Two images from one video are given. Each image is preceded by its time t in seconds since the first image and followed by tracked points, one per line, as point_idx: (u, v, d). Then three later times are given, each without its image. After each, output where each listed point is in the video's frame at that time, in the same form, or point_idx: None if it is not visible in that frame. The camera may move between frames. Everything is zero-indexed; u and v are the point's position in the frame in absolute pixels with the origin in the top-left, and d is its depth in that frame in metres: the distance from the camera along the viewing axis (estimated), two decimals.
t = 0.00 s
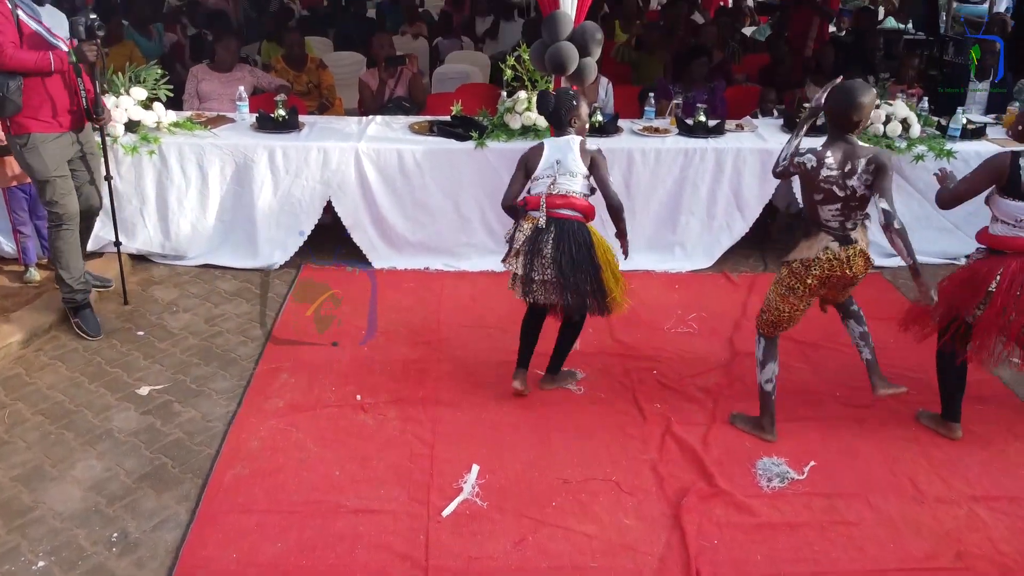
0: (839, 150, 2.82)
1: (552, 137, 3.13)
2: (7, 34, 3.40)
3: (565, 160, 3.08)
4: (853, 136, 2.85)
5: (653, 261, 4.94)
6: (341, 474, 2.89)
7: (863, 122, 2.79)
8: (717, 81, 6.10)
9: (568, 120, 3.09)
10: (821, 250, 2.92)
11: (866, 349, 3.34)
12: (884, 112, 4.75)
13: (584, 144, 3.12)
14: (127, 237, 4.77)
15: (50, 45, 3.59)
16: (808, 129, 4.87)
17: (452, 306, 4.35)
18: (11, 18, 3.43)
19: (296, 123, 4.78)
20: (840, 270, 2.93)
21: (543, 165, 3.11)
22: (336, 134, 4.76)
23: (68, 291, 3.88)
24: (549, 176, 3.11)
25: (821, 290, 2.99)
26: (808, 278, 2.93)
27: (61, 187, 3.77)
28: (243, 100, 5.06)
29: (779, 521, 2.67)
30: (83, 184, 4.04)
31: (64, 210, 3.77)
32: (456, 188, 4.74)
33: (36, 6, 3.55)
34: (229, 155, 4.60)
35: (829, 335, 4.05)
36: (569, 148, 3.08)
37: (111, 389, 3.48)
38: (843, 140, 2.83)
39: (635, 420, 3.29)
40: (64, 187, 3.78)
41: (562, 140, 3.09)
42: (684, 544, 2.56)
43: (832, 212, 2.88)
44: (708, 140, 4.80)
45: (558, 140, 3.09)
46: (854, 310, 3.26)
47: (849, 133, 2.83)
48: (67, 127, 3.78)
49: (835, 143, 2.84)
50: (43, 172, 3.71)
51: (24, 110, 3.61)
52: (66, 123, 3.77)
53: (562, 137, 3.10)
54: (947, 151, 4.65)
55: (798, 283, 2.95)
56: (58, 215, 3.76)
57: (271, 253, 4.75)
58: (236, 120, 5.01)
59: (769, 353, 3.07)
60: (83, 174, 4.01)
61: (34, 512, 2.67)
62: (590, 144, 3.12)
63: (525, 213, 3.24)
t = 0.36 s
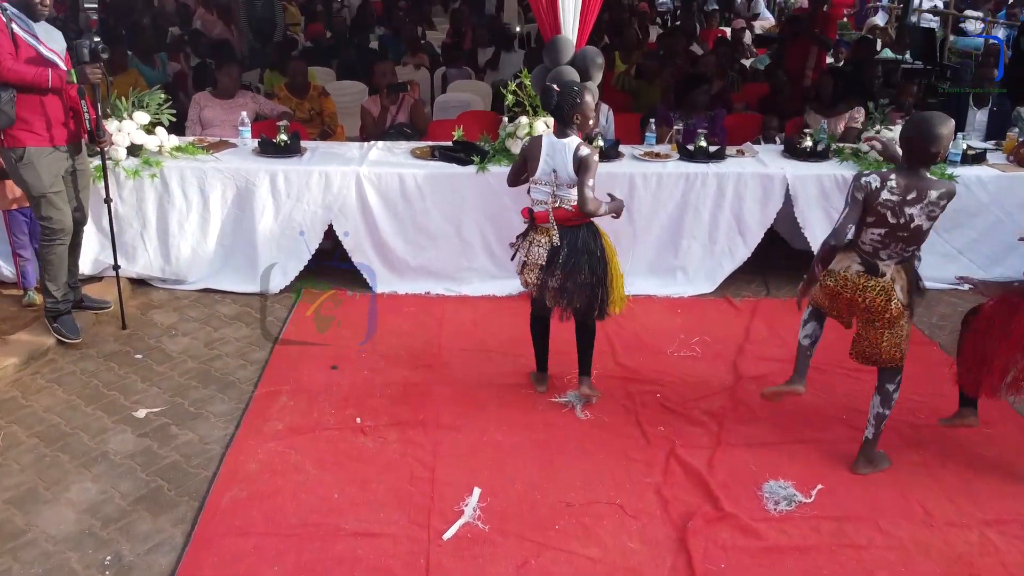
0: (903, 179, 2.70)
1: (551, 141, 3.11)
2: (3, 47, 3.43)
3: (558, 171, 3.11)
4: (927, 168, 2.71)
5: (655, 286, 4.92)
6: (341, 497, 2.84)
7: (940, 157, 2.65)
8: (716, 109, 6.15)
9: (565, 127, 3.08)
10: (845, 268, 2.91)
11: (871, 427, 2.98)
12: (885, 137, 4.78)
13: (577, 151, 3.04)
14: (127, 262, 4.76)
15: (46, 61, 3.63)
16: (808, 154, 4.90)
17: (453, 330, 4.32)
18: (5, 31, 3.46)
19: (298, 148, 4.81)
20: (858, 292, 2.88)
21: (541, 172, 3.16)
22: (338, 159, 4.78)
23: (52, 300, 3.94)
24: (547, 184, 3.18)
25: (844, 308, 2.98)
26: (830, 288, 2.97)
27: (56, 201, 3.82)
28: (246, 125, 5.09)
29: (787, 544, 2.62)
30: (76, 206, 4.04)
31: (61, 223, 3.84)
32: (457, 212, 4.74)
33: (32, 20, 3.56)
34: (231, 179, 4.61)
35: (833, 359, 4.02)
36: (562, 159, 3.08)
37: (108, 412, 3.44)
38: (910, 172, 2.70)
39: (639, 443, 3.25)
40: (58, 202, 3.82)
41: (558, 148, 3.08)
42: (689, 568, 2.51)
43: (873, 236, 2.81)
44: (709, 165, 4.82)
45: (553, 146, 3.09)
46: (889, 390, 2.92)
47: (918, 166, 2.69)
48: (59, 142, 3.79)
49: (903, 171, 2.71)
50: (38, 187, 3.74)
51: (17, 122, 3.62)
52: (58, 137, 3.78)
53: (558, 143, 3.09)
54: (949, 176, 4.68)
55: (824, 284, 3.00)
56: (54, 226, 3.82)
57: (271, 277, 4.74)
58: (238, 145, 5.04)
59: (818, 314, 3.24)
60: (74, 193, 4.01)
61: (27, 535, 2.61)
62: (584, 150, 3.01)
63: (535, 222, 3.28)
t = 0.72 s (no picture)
0: (915, 182, 2.79)
1: (575, 164, 3.31)
2: (7, 69, 3.49)
3: (582, 195, 3.30)
4: (934, 170, 2.81)
5: (656, 312, 4.90)
6: (339, 522, 2.79)
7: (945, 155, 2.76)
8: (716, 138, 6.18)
9: (589, 152, 3.28)
10: (889, 284, 2.90)
11: (934, 375, 3.41)
12: (884, 163, 4.80)
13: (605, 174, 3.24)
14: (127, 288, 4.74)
15: (48, 86, 3.66)
16: (808, 181, 4.92)
17: (454, 355, 4.29)
18: (8, 54, 3.51)
19: (299, 174, 4.83)
20: (908, 302, 2.90)
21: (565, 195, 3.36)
22: (340, 185, 4.80)
23: (47, 326, 3.92)
24: (569, 206, 3.38)
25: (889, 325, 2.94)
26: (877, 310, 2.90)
27: (47, 227, 3.81)
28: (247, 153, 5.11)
29: (794, 570, 2.57)
30: (72, 231, 4.06)
31: (51, 247, 3.84)
32: (458, 238, 4.74)
33: (34, 45, 3.61)
34: (232, 204, 4.62)
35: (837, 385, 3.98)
36: (588, 185, 3.28)
37: (103, 436, 3.39)
38: (922, 175, 2.79)
39: (642, 469, 3.20)
40: (49, 228, 3.81)
41: (583, 173, 3.28)
42: None
43: (902, 247, 2.84)
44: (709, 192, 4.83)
45: (579, 170, 3.29)
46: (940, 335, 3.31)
47: (927, 167, 2.80)
48: (60, 165, 3.81)
49: (914, 176, 2.81)
50: (33, 211, 3.74)
51: (18, 145, 3.64)
52: (60, 160, 3.80)
53: (582, 168, 3.29)
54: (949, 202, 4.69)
55: (871, 313, 2.90)
56: (44, 250, 3.82)
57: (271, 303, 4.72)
58: (239, 172, 5.06)
59: (842, 400, 2.97)
60: (71, 217, 4.03)
61: (18, 560, 2.56)
62: (614, 173, 3.22)
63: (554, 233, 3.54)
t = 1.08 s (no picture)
0: (988, 214, 2.74)
1: (588, 182, 3.32)
2: (12, 92, 3.48)
3: (595, 214, 3.31)
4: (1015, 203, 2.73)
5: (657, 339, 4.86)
6: (335, 547, 2.75)
7: None
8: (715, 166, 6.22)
9: (601, 171, 3.28)
10: (935, 301, 2.95)
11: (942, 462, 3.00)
12: (884, 189, 4.82)
13: (609, 194, 3.22)
14: (125, 313, 4.72)
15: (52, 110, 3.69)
16: (808, 207, 4.93)
17: (454, 380, 4.26)
18: (13, 77, 3.51)
19: (300, 200, 4.84)
20: (945, 325, 2.90)
21: (580, 213, 3.38)
22: (339, 211, 4.81)
23: (43, 348, 3.90)
24: (586, 224, 3.39)
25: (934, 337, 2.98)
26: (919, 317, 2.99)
27: (46, 249, 3.81)
28: (248, 179, 5.13)
29: None
30: (69, 254, 4.05)
31: (49, 269, 3.84)
32: (457, 264, 4.73)
33: (39, 70, 3.67)
34: (232, 229, 4.62)
35: (840, 410, 3.94)
36: (598, 203, 3.27)
37: (98, 461, 3.34)
38: (998, 208, 2.74)
39: (644, 493, 3.15)
40: (49, 250, 3.82)
41: (594, 192, 3.29)
42: None
43: (961, 273, 2.85)
44: (709, 218, 4.85)
45: (591, 189, 3.31)
46: (963, 426, 2.92)
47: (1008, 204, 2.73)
48: (61, 188, 3.83)
49: (991, 208, 2.75)
50: (32, 233, 3.74)
51: (20, 168, 3.64)
52: (62, 183, 3.83)
53: (594, 185, 3.30)
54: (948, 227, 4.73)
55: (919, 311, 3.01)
56: (42, 271, 3.82)
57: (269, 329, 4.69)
58: (239, 198, 5.08)
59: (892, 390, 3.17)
60: (69, 240, 4.02)
61: None
62: (615, 195, 3.19)
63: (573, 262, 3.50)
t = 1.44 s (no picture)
0: None
1: (618, 212, 3.36)
2: (14, 120, 3.52)
3: (623, 242, 3.33)
4: None
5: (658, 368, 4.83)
6: None
7: None
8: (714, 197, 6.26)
9: (630, 198, 3.30)
10: (999, 326, 2.86)
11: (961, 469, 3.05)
12: (884, 218, 4.84)
13: (639, 219, 3.24)
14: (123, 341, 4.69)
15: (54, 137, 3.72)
16: (808, 235, 4.94)
17: (453, 409, 4.22)
18: (15, 105, 3.54)
19: (300, 228, 4.85)
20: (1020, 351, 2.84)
21: (611, 241, 3.41)
22: (340, 239, 4.82)
23: (41, 376, 3.88)
24: (616, 252, 3.42)
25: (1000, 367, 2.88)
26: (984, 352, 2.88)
27: (47, 274, 3.82)
28: (248, 207, 5.15)
29: None
30: (66, 280, 4.05)
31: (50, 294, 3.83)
32: (457, 292, 4.73)
33: (42, 99, 3.69)
34: (232, 257, 4.63)
35: (844, 439, 3.91)
36: (627, 229, 3.30)
37: (93, 488, 3.30)
38: None
39: (646, 521, 3.11)
40: (49, 275, 3.82)
41: (622, 219, 3.33)
42: None
43: (1015, 291, 2.79)
44: (709, 246, 4.85)
45: (620, 217, 3.35)
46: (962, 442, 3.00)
47: None
48: (61, 215, 3.84)
49: None
50: (32, 259, 3.74)
51: (21, 195, 3.66)
52: (62, 210, 3.84)
53: (622, 215, 3.33)
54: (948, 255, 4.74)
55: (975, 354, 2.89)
56: (43, 298, 3.82)
57: (268, 357, 4.66)
58: (240, 227, 5.09)
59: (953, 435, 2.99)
60: (68, 266, 4.02)
61: None
62: (644, 219, 3.20)
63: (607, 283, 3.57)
